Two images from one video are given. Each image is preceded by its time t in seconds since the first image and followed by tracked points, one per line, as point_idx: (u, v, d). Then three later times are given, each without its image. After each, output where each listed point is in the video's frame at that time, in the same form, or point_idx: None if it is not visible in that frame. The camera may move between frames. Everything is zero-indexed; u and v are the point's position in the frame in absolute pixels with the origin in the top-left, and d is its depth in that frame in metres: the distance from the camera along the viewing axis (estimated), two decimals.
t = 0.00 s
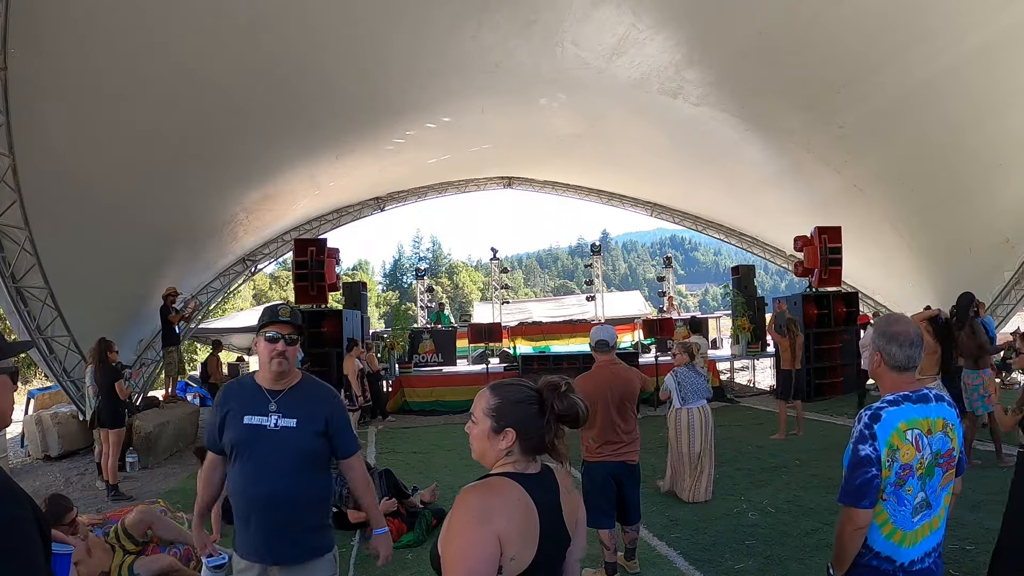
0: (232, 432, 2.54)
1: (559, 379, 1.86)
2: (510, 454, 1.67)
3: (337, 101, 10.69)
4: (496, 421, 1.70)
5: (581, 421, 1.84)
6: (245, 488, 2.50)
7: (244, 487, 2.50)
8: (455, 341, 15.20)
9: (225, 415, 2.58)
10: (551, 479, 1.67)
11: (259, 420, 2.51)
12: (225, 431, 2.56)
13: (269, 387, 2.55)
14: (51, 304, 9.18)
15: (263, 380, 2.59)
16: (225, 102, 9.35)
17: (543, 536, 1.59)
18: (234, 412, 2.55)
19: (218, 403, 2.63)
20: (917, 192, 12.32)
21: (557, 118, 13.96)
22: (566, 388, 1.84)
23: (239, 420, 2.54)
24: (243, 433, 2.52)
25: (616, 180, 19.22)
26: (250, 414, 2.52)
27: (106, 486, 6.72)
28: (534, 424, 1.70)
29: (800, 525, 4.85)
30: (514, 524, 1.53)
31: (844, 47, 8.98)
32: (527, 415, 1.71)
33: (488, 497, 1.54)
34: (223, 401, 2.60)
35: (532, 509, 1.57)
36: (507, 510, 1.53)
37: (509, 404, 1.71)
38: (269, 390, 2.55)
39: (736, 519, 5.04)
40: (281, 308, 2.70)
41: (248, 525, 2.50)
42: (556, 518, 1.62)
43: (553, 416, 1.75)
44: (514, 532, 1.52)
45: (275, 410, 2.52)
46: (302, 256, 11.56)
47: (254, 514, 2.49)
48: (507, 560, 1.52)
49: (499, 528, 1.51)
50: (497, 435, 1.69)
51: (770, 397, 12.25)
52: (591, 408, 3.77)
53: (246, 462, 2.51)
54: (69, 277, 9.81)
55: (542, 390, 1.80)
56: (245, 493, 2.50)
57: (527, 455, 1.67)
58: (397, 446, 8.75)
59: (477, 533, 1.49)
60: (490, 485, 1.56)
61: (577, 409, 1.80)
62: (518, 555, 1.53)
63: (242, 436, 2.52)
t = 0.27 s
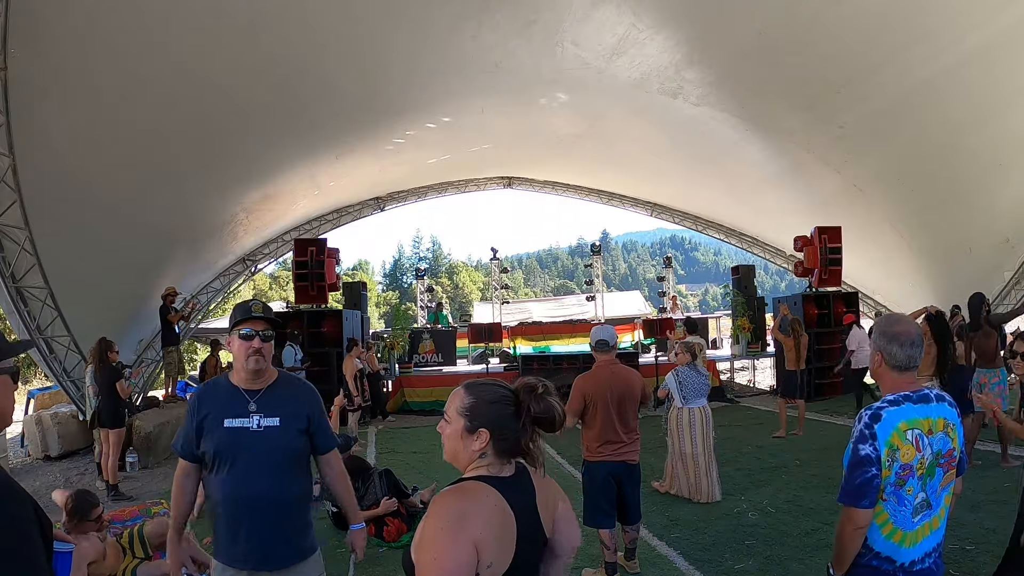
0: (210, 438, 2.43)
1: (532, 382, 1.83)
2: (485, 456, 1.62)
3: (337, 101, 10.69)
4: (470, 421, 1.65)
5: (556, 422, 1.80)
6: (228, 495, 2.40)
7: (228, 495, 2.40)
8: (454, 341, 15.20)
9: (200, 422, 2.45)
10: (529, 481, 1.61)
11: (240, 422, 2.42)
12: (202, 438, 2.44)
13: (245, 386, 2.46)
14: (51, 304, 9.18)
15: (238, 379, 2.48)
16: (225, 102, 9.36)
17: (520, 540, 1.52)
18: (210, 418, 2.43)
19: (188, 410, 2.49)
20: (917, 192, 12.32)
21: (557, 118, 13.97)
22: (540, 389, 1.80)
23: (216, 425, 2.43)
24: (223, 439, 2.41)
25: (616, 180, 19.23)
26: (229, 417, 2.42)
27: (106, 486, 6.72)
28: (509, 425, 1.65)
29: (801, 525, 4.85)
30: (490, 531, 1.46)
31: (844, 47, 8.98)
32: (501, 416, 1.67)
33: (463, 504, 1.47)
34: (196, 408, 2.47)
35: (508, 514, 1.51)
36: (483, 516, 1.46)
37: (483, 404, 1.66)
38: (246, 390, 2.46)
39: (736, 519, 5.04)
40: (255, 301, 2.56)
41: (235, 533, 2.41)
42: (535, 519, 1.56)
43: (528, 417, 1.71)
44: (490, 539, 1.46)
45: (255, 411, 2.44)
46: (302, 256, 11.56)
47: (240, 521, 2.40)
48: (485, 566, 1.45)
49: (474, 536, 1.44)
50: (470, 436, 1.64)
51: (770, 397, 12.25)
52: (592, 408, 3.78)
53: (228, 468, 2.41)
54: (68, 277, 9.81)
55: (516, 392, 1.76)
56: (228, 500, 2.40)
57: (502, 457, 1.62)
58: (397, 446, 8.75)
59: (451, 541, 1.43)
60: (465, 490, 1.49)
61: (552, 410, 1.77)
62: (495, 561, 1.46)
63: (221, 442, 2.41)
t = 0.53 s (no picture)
0: (196, 447, 2.35)
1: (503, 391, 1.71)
2: (453, 466, 1.50)
3: (337, 101, 10.69)
4: (438, 427, 1.53)
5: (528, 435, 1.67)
6: (220, 501, 2.36)
7: (218, 501, 2.36)
8: (454, 341, 15.21)
9: (178, 432, 2.34)
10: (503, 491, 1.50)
11: (226, 426, 2.38)
12: (186, 448, 2.35)
13: (225, 389, 2.42)
14: (51, 304, 9.19)
15: (215, 382, 2.45)
16: (225, 102, 9.35)
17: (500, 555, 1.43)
18: (191, 426, 2.35)
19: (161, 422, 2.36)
20: (917, 192, 12.32)
21: (557, 118, 13.97)
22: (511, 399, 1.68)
23: (199, 432, 2.36)
24: (208, 445, 2.35)
25: (616, 180, 19.23)
26: (213, 423, 2.37)
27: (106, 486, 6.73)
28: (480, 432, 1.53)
29: (801, 525, 4.85)
30: (467, 548, 1.35)
31: (845, 47, 8.98)
32: (470, 423, 1.54)
33: (434, 520, 1.37)
34: (171, 418, 2.36)
35: (485, 529, 1.41)
36: (458, 532, 1.36)
37: (452, 410, 1.54)
38: (227, 392, 2.42)
39: (736, 519, 5.04)
40: (233, 302, 2.57)
41: (228, 539, 2.38)
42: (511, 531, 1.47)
43: (499, 427, 1.58)
44: (467, 557, 1.35)
45: (239, 413, 2.41)
46: (302, 256, 11.57)
47: (233, 526, 2.37)
48: None
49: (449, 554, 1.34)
50: (437, 443, 1.52)
51: (770, 396, 12.25)
52: (592, 407, 3.78)
53: (216, 475, 2.36)
54: (68, 277, 9.81)
55: (486, 400, 1.63)
56: (219, 506, 2.36)
57: (473, 468, 1.50)
58: (397, 446, 8.75)
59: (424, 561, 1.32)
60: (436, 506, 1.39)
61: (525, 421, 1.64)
62: None
63: (205, 449, 2.35)
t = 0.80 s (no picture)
0: (193, 452, 2.33)
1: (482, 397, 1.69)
2: (427, 472, 1.50)
3: (337, 101, 10.69)
4: (411, 433, 1.52)
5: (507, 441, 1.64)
6: (221, 503, 2.37)
7: (220, 503, 2.37)
8: (454, 341, 15.21)
9: (172, 440, 2.30)
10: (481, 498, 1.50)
11: (221, 429, 2.39)
12: (182, 455, 2.31)
13: (216, 391, 2.43)
14: (51, 304, 9.19)
15: (203, 383, 2.43)
16: (225, 102, 9.35)
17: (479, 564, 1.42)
18: (185, 432, 2.33)
19: (151, 433, 2.29)
20: (917, 192, 12.31)
21: (557, 118, 13.97)
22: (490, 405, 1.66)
23: (195, 437, 2.34)
24: (206, 449, 2.35)
25: (616, 180, 19.23)
26: (209, 426, 2.37)
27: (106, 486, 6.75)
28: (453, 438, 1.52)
29: (800, 525, 4.85)
30: (439, 556, 1.35)
31: (844, 48, 8.98)
32: (443, 429, 1.53)
33: (405, 529, 1.37)
34: (163, 426, 2.30)
35: (460, 538, 1.41)
36: (431, 540, 1.36)
37: (425, 415, 1.53)
38: (218, 394, 2.43)
39: (736, 519, 5.04)
40: (219, 303, 2.56)
41: (232, 540, 2.39)
42: (490, 540, 1.46)
43: (472, 434, 1.56)
44: (441, 565, 1.35)
45: (231, 414, 2.43)
46: (302, 256, 11.57)
47: (235, 527, 2.39)
48: None
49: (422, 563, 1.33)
50: (410, 449, 1.52)
51: (770, 396, 12.25)
52: (593, 407, 3.78)
53: (216, 477, 2.37)
54: (69, 277, 9.81)
55: (462, 406, 1.62)
56: (221, 507, 2.37)
57: (446, 473, 1.50)
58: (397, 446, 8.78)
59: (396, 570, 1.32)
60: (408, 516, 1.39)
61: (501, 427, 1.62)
62: None
63: (202, 454, 2.34)
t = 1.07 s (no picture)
0: (202, 452, 2.34)
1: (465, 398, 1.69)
2: (414, 477, 1.50)
3: (337, 101, 10.69)
4: (395, 439, 1.52)
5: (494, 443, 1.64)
6: (230, 500, 2.40)
7: (229, 500, 2.40)
8: (454, 341, 15.22)
9: (181, 441, 2.30)
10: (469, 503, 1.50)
11: (224, 428, 2.42)
12: (190, 456, 2.32)
13: (217, 391, 2.45)
14: (51, 304, 9.19)
15: (202, 383, 2.45)
16: (225, 102, 9.35)
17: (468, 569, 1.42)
18: (192, 433, 2.33)
19: (160, 436, 2.26)
20: (917, 192, 12.31)
21: (557, 118, 13.97)
22: (474, 406, 1.66)
23: (203, 436, 2.35)
24: (213, 448, 2.37)
25: (616, 180, 19.23)
26: (215, 425, 2.39)
27: (106, 486, 6.75)
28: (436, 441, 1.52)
29: (800, 525, 4.85)
30: (428, 561, 1.34)
31: (844, 48, 8.99)
32: (428, 432, 1.53)
33: (392, 533, 1.37)
34: (172, 429, 2.29)
35: (449, 542, 1.41)
36: (418, 545, 1.36)
37: (408, 420, 1.53)
38: (219, 393, 2.46)
39: (736, 519, 5.04)
40: (220, 302, 2.57)
41: (241, 537, 2.42)
42: (480, 545, 1.46)
43: (454, 436, 1.55)
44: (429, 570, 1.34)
45: (232, 412, 2.47)
46: (302, 256, 11.59)
47: (243, 524, 2.43)
48: None
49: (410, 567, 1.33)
50: (396, 454, 1.52)
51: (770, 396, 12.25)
52: (594, 406, 3.78)
53: (223, 475, 2.39)
54: (69, 277, 9.81)
55: (446, 408, 1.61)
56: (230, 505, 2.40)
57: (433, 478, 1.50)
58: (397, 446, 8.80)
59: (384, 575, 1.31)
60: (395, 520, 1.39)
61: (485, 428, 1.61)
62: None
63: (209, 454, 2.36)
